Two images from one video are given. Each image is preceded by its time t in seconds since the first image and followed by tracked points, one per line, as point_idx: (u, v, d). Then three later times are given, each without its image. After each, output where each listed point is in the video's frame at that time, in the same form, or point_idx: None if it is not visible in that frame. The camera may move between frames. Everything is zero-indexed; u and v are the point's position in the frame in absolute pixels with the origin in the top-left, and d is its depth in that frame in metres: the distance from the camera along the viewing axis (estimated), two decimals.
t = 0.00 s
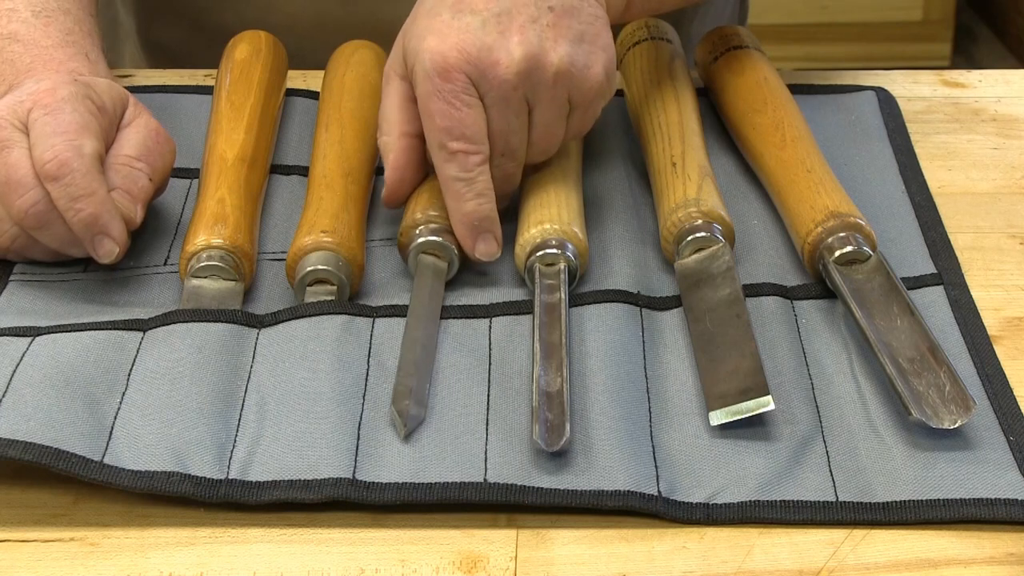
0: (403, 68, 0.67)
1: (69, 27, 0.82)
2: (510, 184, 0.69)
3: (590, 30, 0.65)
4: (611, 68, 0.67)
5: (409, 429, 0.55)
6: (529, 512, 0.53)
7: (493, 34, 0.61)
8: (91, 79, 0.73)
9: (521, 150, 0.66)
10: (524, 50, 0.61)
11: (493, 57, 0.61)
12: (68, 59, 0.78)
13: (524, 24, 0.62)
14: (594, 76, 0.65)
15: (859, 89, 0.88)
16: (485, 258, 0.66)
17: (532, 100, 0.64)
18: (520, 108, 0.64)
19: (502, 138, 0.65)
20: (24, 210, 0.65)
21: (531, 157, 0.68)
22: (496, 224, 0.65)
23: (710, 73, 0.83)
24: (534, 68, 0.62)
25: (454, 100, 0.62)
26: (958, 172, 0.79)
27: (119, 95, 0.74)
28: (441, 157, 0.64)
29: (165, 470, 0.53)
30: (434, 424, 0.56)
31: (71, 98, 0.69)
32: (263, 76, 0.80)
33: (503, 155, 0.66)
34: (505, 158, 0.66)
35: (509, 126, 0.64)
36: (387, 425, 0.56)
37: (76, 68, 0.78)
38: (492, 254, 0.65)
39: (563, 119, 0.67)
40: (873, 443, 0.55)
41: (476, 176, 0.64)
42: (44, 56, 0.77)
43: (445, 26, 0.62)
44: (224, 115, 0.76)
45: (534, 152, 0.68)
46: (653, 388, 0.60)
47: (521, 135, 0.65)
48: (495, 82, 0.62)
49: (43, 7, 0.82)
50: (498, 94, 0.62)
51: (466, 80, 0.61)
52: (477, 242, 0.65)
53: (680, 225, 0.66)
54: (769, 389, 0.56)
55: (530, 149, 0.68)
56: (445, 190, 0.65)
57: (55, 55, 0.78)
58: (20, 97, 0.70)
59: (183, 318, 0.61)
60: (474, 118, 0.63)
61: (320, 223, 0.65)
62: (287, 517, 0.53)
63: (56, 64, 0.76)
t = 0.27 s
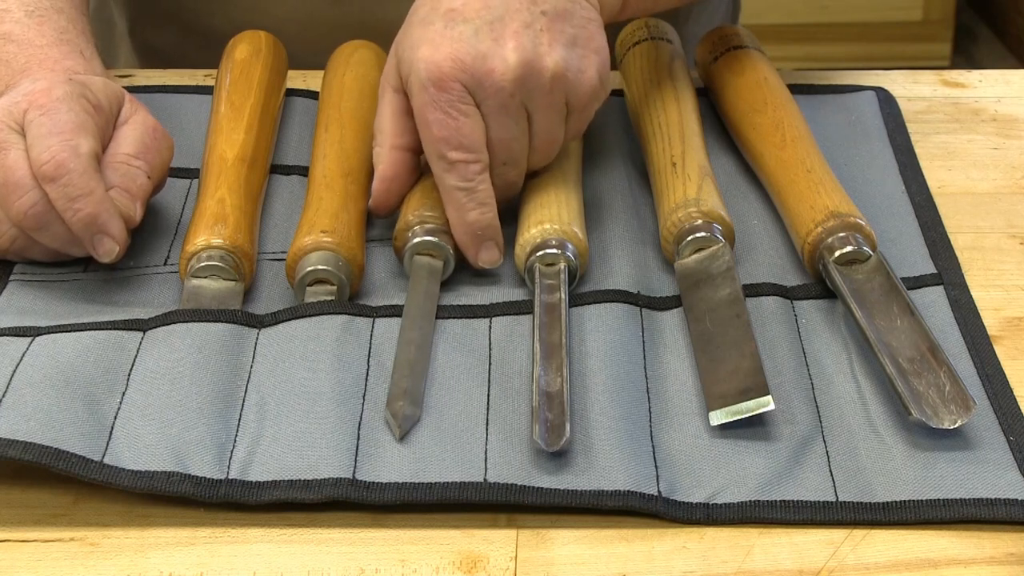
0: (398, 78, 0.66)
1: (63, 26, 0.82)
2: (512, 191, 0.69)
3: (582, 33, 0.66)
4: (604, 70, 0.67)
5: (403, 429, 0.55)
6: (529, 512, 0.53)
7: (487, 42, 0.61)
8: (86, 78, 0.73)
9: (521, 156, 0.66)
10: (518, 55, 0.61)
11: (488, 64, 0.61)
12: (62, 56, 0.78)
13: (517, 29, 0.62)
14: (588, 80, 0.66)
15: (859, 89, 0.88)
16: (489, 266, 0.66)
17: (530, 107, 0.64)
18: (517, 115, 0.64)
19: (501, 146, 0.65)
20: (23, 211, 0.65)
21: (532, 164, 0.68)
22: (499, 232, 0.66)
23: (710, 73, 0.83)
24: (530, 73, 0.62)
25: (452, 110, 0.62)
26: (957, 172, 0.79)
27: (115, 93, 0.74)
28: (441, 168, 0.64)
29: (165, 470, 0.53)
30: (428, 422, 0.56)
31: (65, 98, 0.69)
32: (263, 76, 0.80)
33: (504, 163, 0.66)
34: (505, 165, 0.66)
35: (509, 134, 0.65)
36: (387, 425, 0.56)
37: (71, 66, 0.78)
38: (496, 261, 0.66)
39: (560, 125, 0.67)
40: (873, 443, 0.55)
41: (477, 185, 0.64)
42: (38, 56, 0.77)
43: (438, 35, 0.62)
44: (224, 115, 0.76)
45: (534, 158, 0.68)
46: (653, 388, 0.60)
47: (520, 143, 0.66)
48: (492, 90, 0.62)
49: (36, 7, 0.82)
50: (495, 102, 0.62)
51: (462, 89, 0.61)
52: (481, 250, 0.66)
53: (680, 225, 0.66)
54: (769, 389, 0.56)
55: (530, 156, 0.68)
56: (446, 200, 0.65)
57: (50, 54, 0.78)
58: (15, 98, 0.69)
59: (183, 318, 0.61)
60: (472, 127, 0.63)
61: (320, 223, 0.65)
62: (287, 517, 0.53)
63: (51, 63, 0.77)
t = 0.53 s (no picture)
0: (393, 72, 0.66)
1: (59, 23, 0.82)
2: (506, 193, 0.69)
3: (579, 35, 0.66)
4: (598, 74, 0.68)
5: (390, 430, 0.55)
6: (529, 512, 0.53)
7: (486, 44, 0.61)
8: (83, 78, 0.72)
9: (516, 158, 0.66)
10: (516, 59, 0.61)
11: (486, 67, 0.61)
12: (60, 54, 0.78)
13: (516, 31, 0.62)
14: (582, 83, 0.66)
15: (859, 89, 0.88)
16: (477, 264, 0.65)
17: (525, 110, 0.64)
18: (513, 117, 0.64)
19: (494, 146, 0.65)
20: (23, 213, 0.65)
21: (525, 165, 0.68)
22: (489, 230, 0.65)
23: (710, 73, 0.83)
24: (527, 77, 0.62)
25: (447, 108, 0.61)
26: (958, 172, 0.79)
27: (112, 92, 0.74)
28: (433, 163, 0.63)
29: (165, 470, 0.53)
30: (423, 420, 0.56)
31: (63, 99, 0.69)
32: (263, 76, 0.80)
33: (499, 164, 0.66)
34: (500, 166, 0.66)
35: (503, 136, 0.64)
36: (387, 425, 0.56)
37: (69, 65, 0.78)
38: (484, 260, 0.65)
39: (554, 127, 0.67)
40: (873, 443, 0.56)
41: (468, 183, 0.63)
42: (36, 54, 0.77)
43: (436, 33, 0.62)
44: (224, 116, 0.76)
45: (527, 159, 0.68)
46: (653, 388, 0.60)
47: (513, 144, 0.65)
48: (489, 91, 0.61)
49: (32, 5, 0.82)
50: (491, 104, 0.62)
51: (458, 87, 0.61)
52: (470, 249, 0.65)
53: (680, 225, 0.66)
54: (769, 389, 0.56)
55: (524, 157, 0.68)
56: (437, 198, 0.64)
57: (46, 52, 0.78)
58: (13, 99, 0.69)
59: (183, 318, 0.61)
60: (467, 127, 0.62)
61: (320, 223, 0.65)
62: (287, 517, 0.53)
63: (48, 61, 0.77)
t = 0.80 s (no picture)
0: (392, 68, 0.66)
1: (63, 25, 0.82)
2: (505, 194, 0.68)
3: (578, 35, 0.66)
4: (596, 74, 0.68)
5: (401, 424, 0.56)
6: (529, 512, 0.53)
7: (486, 40, 0.62)
8: (89, 79, 0.72)
9: (516, 158, 0.66)
10: (517, 56, 0.62)
11: (486, 63, 0.61)
12: (63, 55, 0.78)
13: (516, 28, 0.62)
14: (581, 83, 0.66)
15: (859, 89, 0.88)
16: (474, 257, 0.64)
17: (525, 108, 0.64)
18: (512, 113, 0.64)
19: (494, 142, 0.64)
20: (26, 212, 0.65)
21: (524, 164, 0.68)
22: (486, 222, 0.64)
23: (710, 73, 0.83)
24: (527, 74, 0.62)
25: (447, 99, 0.61)
26: (958, 172, 0.79)
27: (117, 93, 0.74)
28: (433, 152, 0.62)
29: (165, 470, 0.53)
30: (430, 418, 0.56)
31: (69, 99, 0.69)
32: (263, 76, 0.80)
33: (500, 164, 0.66)
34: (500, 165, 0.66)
35: (503, 134, 0.64)
36: (387, 425, 0.56)
37: (73, 66, 0.78)
38: (481, 252, 0.64)
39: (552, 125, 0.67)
40: (873, 443, 0.56)
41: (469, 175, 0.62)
42: (39, 55, 0.77)
43: (437, 28, 0.62)
44: (224, 116, 0.76)
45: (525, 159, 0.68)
46: (653, 388, 0.60)
47: (513, 142, 0.65)
48: (489, 86, 0.62)
49: (36, 6, 0.82)
50: (491, 99, 0.62)
51: (459, 81, 0.61)
52: (468, 240, 0.64)
53: (680, 225, 0.66)
54: (769, 389, 0.56)
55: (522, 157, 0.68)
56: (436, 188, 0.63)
57: (51, 53, 0.78)
58: (18, 98, 0.69)
59: (183, 318, 0.61)
60: (467, 119, 0.62)
61: (320, 223, 0.65)
62: (287, 517, 0.53)
63: (52, 62, 0.77)
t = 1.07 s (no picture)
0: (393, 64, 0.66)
1: (64, 25, 0.82)
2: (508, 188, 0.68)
3: (578, 28, 0.66)
4: (596, 67, 0.68)
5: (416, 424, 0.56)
6: (529, 512, 0.53)
7: (486, 33, 0.62)
8: (89, 79, 0.73)
9: (519, 151, 0.66)
10: (517, 47, 0.62)
11: (487, 55, 0.62)
12: (63, 56, 0.78)
13: (516, 21, 0.63)
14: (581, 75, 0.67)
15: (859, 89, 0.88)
16: (478, 249, 0.64)
17: (526, 101, 0.64)
18: (514, 105, 0.64)
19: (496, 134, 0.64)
20: (25, 211, 0.65)
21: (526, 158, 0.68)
22: (491, 214, 0.64)
23: (710, 73, 0.83)
24: (527, 65, 0.62)
25: (448, 92, 0.61)
26: (958, 172, 0.79)
27: (118, 93, 0.74)
28: (435, 145, 0.62)
29: (165, 470, 0.53)
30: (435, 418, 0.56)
31: (69, 98, 0.69)
32: (263, 76, 0.80)
33: (502, 156, 0.66)
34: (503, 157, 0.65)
35: (504, 125, 0.64)
36: (388, 425, 0.56)
37: (73, 66, 0.78)
38: (487, 243, 0.64)
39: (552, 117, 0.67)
40: (873, 443, 0.56)
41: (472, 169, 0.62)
42: (40, 55, 0.77)
43: (438, 22, 0.62)
44: (224, 115, 0.76)
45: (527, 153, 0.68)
46: (654, 388, 0.60)
47: (516, 134, 0.65)
48: (490, 77, 0.62)
49: (38, 6, 0.82)
50: (492, 91, 0.62)
51: (460, 73, 0.61)
52: (472, 232, 0.64)
53: (680, 225, 0.66)
54: (769, 389, 0.56)
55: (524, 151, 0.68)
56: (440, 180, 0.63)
57: (51, 53, 0.78)
58: (19, 98, 0.69)
59: (183, 318, 0.61)
60: (468, 111, 0.62)
61: (320, 223, 0.65)
62: (287, 517, 0.53)
63: (53, 62, 0.77)
